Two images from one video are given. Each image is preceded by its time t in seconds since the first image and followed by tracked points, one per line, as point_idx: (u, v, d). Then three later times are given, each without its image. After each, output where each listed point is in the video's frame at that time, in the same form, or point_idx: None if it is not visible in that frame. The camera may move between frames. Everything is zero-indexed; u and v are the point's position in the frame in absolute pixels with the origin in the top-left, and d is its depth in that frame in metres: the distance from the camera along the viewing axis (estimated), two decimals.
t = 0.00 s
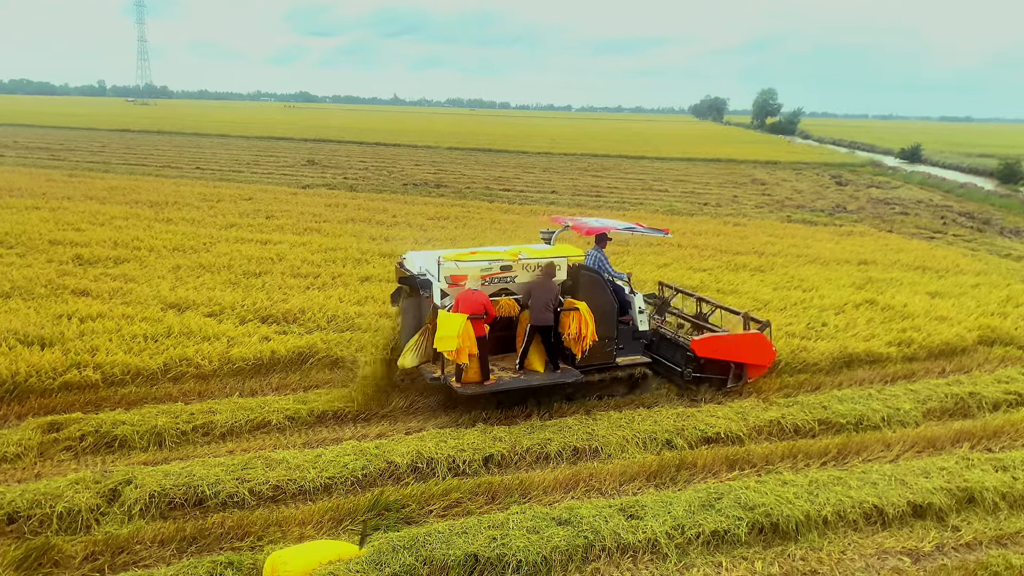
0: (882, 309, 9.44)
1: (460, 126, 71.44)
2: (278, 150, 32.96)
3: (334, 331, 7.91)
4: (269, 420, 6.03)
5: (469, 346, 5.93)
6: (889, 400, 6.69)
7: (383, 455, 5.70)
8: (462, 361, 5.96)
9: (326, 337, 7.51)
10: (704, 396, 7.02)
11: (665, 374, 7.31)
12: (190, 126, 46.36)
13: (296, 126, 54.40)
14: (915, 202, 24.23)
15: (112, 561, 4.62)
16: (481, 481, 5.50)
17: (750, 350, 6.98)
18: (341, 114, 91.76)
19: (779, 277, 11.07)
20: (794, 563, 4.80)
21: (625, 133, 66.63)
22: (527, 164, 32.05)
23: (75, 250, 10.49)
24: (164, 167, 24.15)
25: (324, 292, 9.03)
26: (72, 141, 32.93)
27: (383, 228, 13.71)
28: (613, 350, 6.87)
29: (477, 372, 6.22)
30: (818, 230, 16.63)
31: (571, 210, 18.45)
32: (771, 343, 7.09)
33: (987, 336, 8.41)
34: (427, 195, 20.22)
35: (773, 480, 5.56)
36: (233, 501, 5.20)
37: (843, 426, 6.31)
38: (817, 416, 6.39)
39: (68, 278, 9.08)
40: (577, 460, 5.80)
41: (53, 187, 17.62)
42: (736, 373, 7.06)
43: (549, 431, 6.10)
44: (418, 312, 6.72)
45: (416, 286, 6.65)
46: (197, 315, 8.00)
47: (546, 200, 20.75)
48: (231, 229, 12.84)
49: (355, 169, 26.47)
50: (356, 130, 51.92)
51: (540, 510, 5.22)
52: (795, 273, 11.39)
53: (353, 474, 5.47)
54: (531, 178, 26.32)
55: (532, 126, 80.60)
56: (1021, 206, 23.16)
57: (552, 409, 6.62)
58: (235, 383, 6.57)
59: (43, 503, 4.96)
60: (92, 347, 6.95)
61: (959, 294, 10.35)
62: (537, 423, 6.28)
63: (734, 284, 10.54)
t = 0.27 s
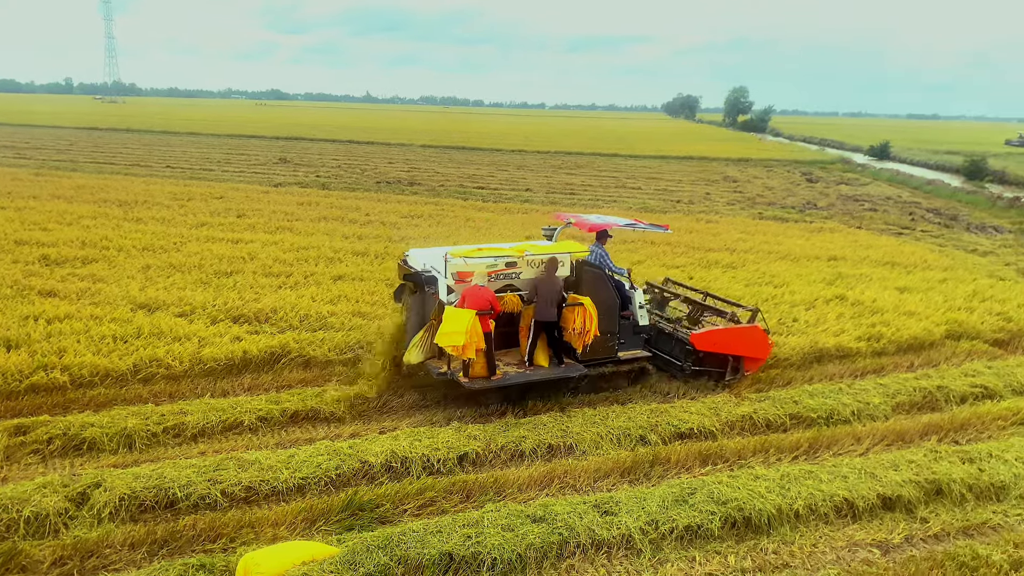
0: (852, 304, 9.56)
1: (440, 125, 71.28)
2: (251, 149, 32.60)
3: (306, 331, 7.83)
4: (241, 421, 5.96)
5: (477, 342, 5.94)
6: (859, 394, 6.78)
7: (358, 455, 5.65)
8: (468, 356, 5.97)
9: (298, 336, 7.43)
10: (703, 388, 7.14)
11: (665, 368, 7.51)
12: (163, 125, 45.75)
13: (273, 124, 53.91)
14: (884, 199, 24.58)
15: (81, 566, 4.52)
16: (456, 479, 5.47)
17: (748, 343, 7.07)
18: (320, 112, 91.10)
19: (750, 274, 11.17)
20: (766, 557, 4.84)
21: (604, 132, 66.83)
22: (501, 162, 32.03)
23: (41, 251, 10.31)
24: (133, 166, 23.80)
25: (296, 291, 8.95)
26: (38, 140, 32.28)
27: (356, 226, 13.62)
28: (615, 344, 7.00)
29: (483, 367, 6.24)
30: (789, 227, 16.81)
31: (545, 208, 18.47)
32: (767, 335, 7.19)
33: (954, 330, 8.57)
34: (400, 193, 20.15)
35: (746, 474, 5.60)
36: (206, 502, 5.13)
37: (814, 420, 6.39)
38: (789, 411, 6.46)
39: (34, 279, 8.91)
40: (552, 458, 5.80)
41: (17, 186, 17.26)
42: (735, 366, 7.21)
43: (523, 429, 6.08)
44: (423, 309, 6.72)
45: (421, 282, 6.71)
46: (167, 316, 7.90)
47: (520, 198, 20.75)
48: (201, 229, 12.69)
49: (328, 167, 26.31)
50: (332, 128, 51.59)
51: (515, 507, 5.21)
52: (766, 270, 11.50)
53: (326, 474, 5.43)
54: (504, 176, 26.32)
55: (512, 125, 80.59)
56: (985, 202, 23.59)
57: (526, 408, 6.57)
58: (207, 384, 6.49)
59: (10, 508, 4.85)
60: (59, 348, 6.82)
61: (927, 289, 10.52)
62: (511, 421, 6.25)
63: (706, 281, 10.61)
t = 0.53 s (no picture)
0: (824, 301, 9.67)
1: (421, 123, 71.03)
2: (226, 148, 32.28)
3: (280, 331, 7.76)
4: (214, 423, 5.91)
5: (487, 336, 6.03)
6: (831, 389, 6.87)
7: (333, 455, 5.62)
8: (478, 351, 6.04)
9: (272, 336, 7.36)
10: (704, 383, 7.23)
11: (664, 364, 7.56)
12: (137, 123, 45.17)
13: (251, 123, 53.47)
14: (855, 196, 24.91)
15: (49, 572, 4.43)
16: (432, 479, 5.45)
17: (745, 340, 7.21)
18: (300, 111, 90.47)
19: (724, 271, 11.25)
20: (740, 552, 4.87)
21: (584, 131, 67.01)
22: (478, 160, 32.00)
23: (7, 252, 10.14)
24: (104, 165, 23.48)
25: (271, 291, 8.88)
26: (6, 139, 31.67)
27: (330, 226, 13.55)
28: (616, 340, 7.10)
29: (491, 361, 6.36)
30: (763, 224, 16.97)
31: (521, 206, 18.48)
32: (763, 334, 7.39)
33: (923, 325, 8.71)
34: (375, 192, 20.07)
35: (720, 470, 5.63)
36: (179, 505, 5.06)
37: (787, 415, 6.45)
38: (763, 406, 6.52)
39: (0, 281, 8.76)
40: (528, 455, 5.80)
41: None
42: (732, 362, 7.34)
43: (500, 427, 6.07)
44: (429, 305, 6.93)
45: (430, 278, 6.82)
46: (139, 317, 7.79)
47: (497, 196, 20.74)
48: (173, 229, 12.55)
49: (302, 166, 26.14)
50: (310, 127, 51.28)
51: (491, 506, 5.20)
52: (740, 267, 11.60)
53: (301, 475, 5.39)
54: (480, 175, 26.30)
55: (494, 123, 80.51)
56: (955, 198, 23.95)
57: (502, 406, 6.55)
58: (179, 385, 6.43)
59: None
60: (28, 351, 6.72)
61: (897, 285, 10.67)
62: (488, 420, 6.23)
63: (681, 279, 10.66)
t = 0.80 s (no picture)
0: (799, 297, 9.76)
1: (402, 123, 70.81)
2: (202, 147, 31.93)
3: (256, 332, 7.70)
4: (189, 425, 5.85)
5: (497, 333, 6.15)
6: (806, 385, 6.95)
7: (310, 456, 5.58)
8: (489, 347, 6.16)
9: (248, 337, 7.29)
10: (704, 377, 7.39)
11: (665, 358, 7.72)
12: (113, 123, 44.61)
13: (230, 123, 52.97)
14: (829, 194, 25.16)
15: None
16: (410, 479, 5.43)
17: (745, 334, 7.37)
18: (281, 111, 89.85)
19: (700, 269, 11.31)
20: (717, 548, 4.89)
21: (566, 130, 67.12)
22: (455, 159, 31.96)
23: None
24: (75, 165, 23.16)
25: (246, 291, 8.81)
26: None
27: (306, 225, 13.46)
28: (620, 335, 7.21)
29: (499, 356, 6.37)
30: (739, 222, 17.10)
31: (498, 205, 18.48)
32: (762, 329, 7.54)
33: (896, 321, 8.82)
34: (352, 191, 19.97)
35: (697, 466, 5.66)
36: (153, 509, 4.99)
37: (763, 411, 6.51)
38: (739, 403, 6.57)
39: None
40: (506, 454, 5.79)
41: None
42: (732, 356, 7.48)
43: (478, 427, 6.06)
44: (437, 302, 6.91)
45: (438, 275, 6.84)
46: (111, 319, 7.69)
47: (474, 195, 20.72)
48: (146, 229, 12.40)
49: (278, 165, 25.98)
50: (289, 126, 50.89)
51: (469, 505, 5.18)
52: (717, 265, 11.67)
53: (278, 476, 5.34)
54: (457, 174, 26.28)
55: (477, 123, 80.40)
56: (926, 196, 24.29)
57: (480, 405, 6.52)
58: (154, 387, 6.36)
59: None
60: None
61: (870, 281, 10.80)
62: (466, 419, 6.22)
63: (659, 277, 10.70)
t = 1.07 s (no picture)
0: (777, 295, 9.84)
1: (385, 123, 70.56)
2: (179, 148, 31.61)
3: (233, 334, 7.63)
4: (166, 428, 5.80)
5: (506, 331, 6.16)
6: (783, 382, 7.01)
7: (289, 458, 5.54)
8: (498, 344, 6.18)
9: (225, 338, 7.23)
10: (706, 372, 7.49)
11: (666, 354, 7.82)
12: (88, 124, 44.03)
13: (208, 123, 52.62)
14: (805, 193, 25.42)
15: None
16: (389, 480, 5.41)
17: (745, 329, 7.46)
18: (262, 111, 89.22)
19: (679, 268, 11.36)
20: (696, 545, 4.92)
21: (540, 129, 67.32)
22: (433, 159, 31.90)
23: None
24: (48, 166, 22.84)
25: (223, 293, 8.74)
26: None
27: (283, 226, 13.38)
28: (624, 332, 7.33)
29: (508, 353, 6.48)
30: (717, 221, 17.21)
31: (477, 205, 18.47)
32: (762, 324, 7.64)
33: (872, 318, 8.92)
34: (330, 191, 19.88)
35: (676, 464, 5.69)
36: (129, 513, 4.93)
37: (741, 409, 6.55)
38: (717, 400, 6.62)
39: None
40: (486, 454, 5.79)
41: None
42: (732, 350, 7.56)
43: (458, 427, 6.05)
44: (444, 301, 7.05)
45: (446, 274, 7.01)
46: (85, 321, 7.59)
47: (453, 195, 20.70)
48: (121, 231, 12.27)
49: (254, 165, 25.82)
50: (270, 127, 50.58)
51: (449, 506, 5.17)
52: (696, 264, 11.73)
53: (256, 479, 5.30)
54: (435, 173, 26.27)
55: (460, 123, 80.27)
56: (900, 194, 24.62)
57: (459, 405, 6.50)
58: (130, 390, 6.30)
59: None
60: None
61: (846, 279, 10.91)
62: (446, 419, 6.20)
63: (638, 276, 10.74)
